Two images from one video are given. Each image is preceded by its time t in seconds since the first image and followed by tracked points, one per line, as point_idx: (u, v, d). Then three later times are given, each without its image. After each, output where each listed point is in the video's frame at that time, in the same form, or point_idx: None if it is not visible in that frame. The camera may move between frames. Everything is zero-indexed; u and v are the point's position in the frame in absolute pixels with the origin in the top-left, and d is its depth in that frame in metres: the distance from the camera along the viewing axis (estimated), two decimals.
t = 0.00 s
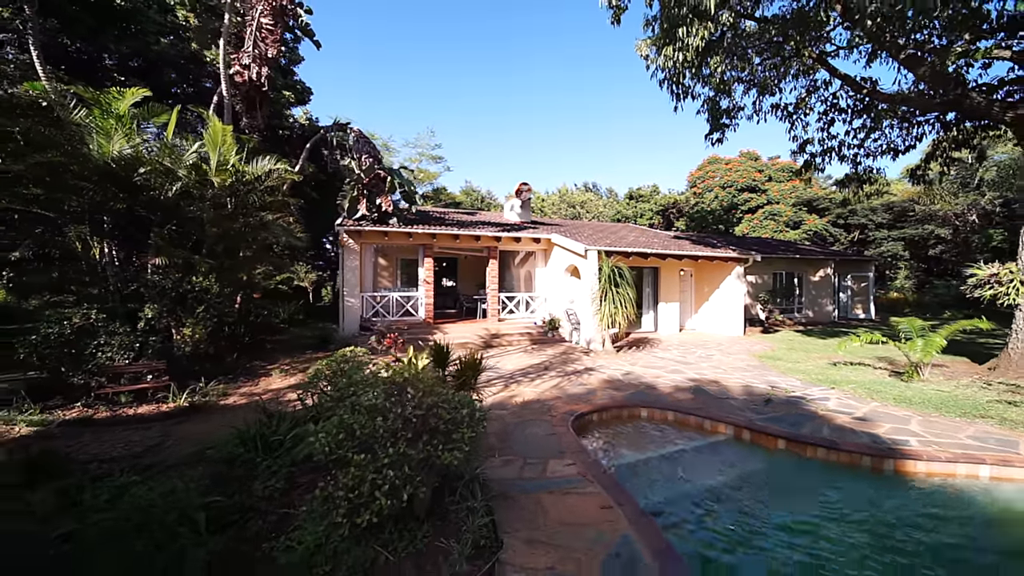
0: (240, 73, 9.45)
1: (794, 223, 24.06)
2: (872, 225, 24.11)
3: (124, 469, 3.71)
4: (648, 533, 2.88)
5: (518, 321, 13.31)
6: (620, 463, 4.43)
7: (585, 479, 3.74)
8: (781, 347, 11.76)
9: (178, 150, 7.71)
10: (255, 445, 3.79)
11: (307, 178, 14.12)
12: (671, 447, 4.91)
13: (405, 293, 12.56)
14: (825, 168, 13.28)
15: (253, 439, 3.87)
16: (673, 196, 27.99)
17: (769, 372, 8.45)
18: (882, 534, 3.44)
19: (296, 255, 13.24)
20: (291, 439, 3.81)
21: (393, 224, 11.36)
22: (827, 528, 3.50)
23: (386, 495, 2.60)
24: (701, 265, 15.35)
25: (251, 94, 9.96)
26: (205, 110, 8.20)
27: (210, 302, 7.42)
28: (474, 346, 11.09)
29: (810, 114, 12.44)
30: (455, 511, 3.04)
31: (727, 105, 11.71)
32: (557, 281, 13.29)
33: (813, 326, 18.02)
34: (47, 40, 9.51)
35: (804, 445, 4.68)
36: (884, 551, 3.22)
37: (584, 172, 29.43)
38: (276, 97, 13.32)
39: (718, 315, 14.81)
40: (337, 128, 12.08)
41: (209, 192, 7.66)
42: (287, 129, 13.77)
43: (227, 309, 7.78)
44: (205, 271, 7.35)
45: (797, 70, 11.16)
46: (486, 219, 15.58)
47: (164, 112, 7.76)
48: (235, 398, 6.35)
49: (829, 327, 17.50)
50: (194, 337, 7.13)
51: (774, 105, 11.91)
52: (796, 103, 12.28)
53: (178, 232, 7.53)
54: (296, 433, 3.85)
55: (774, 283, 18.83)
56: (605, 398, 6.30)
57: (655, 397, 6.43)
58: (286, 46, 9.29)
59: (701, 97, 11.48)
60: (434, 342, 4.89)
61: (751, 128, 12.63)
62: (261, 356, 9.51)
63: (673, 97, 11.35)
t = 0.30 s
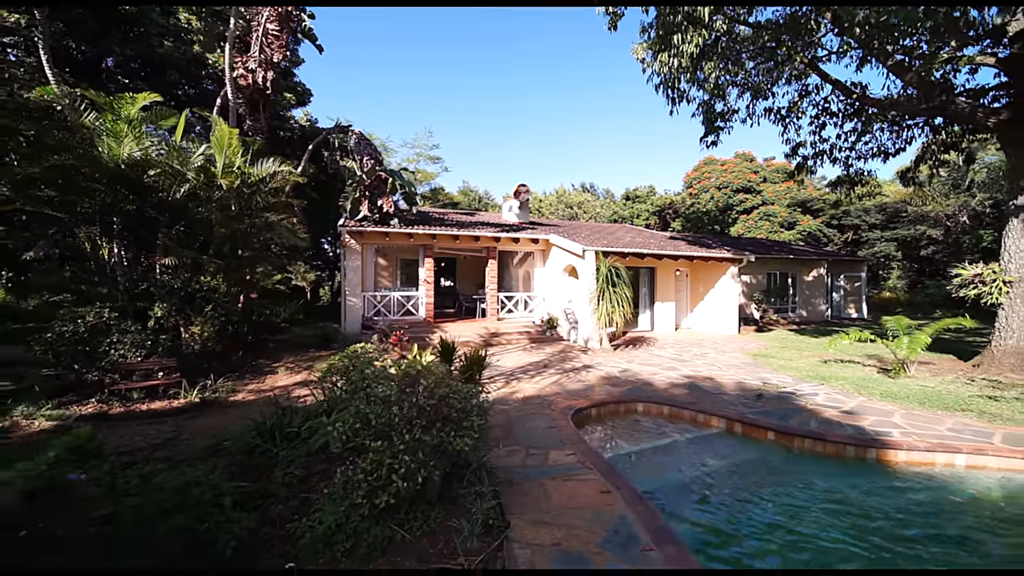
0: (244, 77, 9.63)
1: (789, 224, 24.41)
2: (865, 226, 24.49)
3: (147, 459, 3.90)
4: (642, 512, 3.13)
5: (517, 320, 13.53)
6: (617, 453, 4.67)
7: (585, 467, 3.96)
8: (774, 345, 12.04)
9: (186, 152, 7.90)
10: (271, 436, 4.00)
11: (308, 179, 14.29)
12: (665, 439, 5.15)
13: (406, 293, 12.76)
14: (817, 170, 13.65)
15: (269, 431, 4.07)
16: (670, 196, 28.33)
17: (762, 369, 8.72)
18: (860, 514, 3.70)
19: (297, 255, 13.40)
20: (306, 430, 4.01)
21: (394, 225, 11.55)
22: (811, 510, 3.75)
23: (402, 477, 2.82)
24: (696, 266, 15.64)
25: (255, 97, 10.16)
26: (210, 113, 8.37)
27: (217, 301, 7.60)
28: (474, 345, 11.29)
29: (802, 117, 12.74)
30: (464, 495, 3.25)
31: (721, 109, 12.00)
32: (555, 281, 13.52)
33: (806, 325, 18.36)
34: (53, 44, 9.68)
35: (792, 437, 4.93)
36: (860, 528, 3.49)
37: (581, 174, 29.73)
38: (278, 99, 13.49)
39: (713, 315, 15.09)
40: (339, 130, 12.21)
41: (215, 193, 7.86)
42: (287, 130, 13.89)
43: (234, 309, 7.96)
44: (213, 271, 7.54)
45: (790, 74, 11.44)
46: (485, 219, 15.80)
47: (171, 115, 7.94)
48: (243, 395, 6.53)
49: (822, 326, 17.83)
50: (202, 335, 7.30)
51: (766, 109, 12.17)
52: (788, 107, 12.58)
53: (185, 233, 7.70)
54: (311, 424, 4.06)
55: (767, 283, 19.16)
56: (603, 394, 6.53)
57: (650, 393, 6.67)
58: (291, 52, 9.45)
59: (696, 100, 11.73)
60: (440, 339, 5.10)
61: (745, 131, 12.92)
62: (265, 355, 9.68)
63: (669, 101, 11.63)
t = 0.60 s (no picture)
0: (248, 80, 9.97)
1: (782, 224, 24.82)
2: (857, 227, 24.92)
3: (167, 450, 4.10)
4: (637, 495, 3.37)
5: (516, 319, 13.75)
6: (614, 444, 4.91)
7: (583, 456, 4.20)
8: (767, 343, 12.33)
9: (192, 154, 8.07)
10: (284, 428, 4.18)
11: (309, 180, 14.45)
12: (659, 432, 5.39)
13: (406, 293, 12.95)
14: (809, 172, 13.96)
15: (281, 424, 4.25)
16: (665, 197, 28.70)
17: (754, 366, 9.00)
18: (842, 497, 3.95)
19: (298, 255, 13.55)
20: (318, 423, 4.22)
21: (394, 227, 11.76)
22: (794, 493, 4.01)
23: (414, 462, 3.05)
24: (691, 266, 15.94)
25: (258, 100, 10.41)
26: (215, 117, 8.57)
27: (224, 300, 7.84)
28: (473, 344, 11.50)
29: (794, 121, 13.06)
30: (470, 481, 3.47)
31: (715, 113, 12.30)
32: (553, 281, 13.76)
33: (798, 324, 18.72)
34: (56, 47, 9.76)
35: (780, 428, 5.19)
36: (839, 509, 3.75)
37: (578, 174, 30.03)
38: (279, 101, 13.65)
39: (708, 314, 15.40)
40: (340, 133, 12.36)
41: (220, 195, 8.06)
42: (287, 131, 14.02)
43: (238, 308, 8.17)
44: (219, 271, 7.75)
45: (783, 78, 11.74)
46: (483, 220, 16.04)
47: (175, 118, 8.10)
48: (250, 391, 6.72)
49: (814, 325, 18.20)
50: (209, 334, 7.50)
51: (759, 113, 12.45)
52: (780, 111, 12.87)
53: (191, 234, 7.87)
54: (322, 417, 4.26)
55: (761, 283, 19.50)
56: (601, 390, 6.77)
57: (645, 388, 6.93)
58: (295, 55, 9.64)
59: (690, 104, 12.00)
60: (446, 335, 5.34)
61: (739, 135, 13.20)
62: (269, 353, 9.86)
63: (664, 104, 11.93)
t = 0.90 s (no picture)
0: (251, 83, 10.14)
1: (776, 225, 25.20)
2: (849, 228, 25.37)
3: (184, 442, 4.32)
4: (632, 481, 3.59)
5: (513, 318, 13.99)
6: (610, 437, 5.14)
7: (581, 447, 4.42)
8: (759, 341, 12.65)
9: (198, 156, 8.19)
10: (295, 421, 4.38)
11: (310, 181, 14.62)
12: (652, 425, 5.64)
13: (405, 293, 13.15)
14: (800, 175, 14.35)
15: (292, 417, 4.45)
16: (661, 198, 29.05)
17: (745, 364, 9.27)
18: (822, 485, 4.20)
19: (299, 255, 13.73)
20: (328, 416, 4.42)
21: (395, 227, 11.95)
22: (778, 481, 4.26)
23: (423, 450, 3.27)
24: (686, 266, 16.24)
25: (261, 103, 10.58)
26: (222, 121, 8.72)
27: (229, 300, 7.98)
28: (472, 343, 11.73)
29: (785, 124, 13.38)
30: (475, 468, 3.69)
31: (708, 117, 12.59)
32: (550, 281, 14.00)
33: (791, 323, 19.06)
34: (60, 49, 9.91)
35: (767, 421, 5.45)
36: (825, 497, 3.98)
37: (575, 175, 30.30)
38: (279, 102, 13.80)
39: (702, 313, 15.70)
40: (342, 135, 12.48)
41: (225, 197, 8.17)
42: (288, 132, 14.15)
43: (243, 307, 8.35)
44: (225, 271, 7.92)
45: (774, 84, 12.05)
46: (481, 221, 16.25)
47: (181, 121, 8.22)
48: (255, 388, 6.89)
49: (806, 325, 18.56)
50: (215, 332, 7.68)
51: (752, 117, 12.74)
52: (772, 115, 13.15)
53: (197, 234, 8.02)
54: (332, 410, 4.47)
55: (754, 283, 19.86)
56: (597, 385, 7.03)
57: (640, 384, 7.19)
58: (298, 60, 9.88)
59: (685, 108, 12.24)
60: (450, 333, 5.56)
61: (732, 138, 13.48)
62: (271, 352, 10.02)
63: (659, 108, 12.16)
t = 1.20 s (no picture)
0: (253, 87, 10.31)
1: (769, 225, 25.61)
2: (841, 229, 25.83)
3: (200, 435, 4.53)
4: (626, 470, 3.84)
5: (511, 318, 14.23)
6: (606, 431, 5.39)
7: (579, 439, 4.65)
8: (751, 340, 12.97)
9: (202, 159, 8.31)
10: (306, 416, 4.59)
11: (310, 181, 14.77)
12: (646, 419, 5.90)
13: (405, 293, 13.34)
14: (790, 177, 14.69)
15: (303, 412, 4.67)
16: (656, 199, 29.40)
17: (737, 362, 9.56)
18: (805, 474, 4.47)
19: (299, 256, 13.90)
20: (338, 410, 4.62)
21: (395, 228, 12.15)
22: (765, 470, 4.51)
23: (430, 440, 3.49)
24: (680, 266, 16.55)
25: (262, 106, 10.72)
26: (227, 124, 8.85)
27: (234, 300, 8.09)
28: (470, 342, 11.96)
29: (777, 128, 13.69)
30: (480, 459, 3.91)
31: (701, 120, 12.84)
32: (547, 281, 14.25)
33: (783, 322, 19.45)
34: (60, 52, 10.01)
35: (755, 415, 5.72)
36: (807, 485, 4.23)
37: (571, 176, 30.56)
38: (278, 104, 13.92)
39: (696, 313, 16.02)
40: (342, 138, 12.62)
41: (229, 198, 8.28)
42: (287, 133, 14.25)
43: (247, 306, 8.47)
44: (230, 271, 8.03)
45: (765, 89, 12.37)
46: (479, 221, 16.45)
47: (186, 125, 8.35)
48: (262, 386, 7.05)
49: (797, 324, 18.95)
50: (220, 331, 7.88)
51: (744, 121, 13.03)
52: (764, 119, 13.42)
53: (202, 235, 8.14)
54: (342, 405, 4.67)
55: (747, 282, 20.25)
56: (593, 382, 7.28)
57: (635, 381, 7.45)
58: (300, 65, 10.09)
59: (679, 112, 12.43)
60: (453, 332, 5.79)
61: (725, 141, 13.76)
62: (274, 351, 10.15)
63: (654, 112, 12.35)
